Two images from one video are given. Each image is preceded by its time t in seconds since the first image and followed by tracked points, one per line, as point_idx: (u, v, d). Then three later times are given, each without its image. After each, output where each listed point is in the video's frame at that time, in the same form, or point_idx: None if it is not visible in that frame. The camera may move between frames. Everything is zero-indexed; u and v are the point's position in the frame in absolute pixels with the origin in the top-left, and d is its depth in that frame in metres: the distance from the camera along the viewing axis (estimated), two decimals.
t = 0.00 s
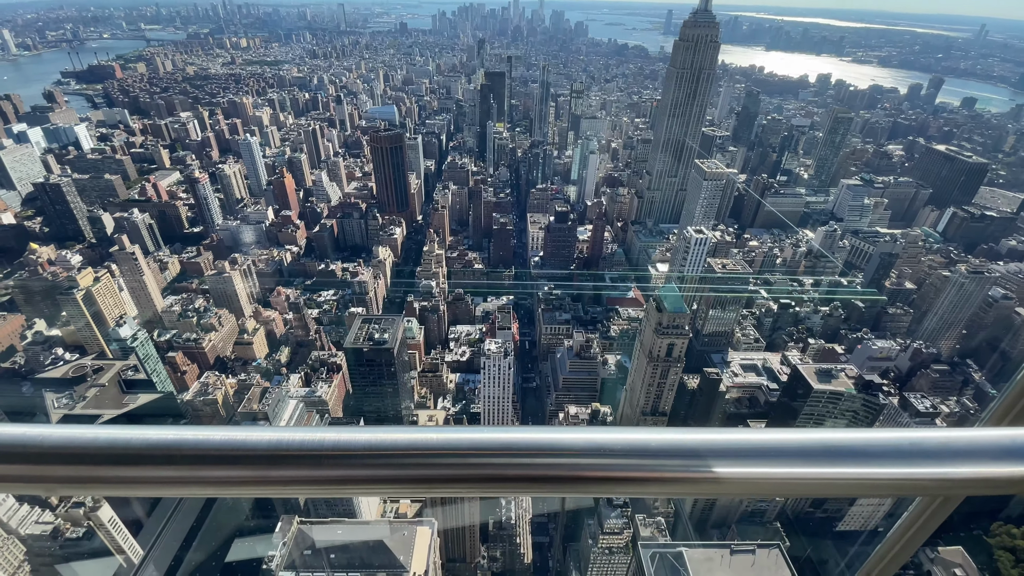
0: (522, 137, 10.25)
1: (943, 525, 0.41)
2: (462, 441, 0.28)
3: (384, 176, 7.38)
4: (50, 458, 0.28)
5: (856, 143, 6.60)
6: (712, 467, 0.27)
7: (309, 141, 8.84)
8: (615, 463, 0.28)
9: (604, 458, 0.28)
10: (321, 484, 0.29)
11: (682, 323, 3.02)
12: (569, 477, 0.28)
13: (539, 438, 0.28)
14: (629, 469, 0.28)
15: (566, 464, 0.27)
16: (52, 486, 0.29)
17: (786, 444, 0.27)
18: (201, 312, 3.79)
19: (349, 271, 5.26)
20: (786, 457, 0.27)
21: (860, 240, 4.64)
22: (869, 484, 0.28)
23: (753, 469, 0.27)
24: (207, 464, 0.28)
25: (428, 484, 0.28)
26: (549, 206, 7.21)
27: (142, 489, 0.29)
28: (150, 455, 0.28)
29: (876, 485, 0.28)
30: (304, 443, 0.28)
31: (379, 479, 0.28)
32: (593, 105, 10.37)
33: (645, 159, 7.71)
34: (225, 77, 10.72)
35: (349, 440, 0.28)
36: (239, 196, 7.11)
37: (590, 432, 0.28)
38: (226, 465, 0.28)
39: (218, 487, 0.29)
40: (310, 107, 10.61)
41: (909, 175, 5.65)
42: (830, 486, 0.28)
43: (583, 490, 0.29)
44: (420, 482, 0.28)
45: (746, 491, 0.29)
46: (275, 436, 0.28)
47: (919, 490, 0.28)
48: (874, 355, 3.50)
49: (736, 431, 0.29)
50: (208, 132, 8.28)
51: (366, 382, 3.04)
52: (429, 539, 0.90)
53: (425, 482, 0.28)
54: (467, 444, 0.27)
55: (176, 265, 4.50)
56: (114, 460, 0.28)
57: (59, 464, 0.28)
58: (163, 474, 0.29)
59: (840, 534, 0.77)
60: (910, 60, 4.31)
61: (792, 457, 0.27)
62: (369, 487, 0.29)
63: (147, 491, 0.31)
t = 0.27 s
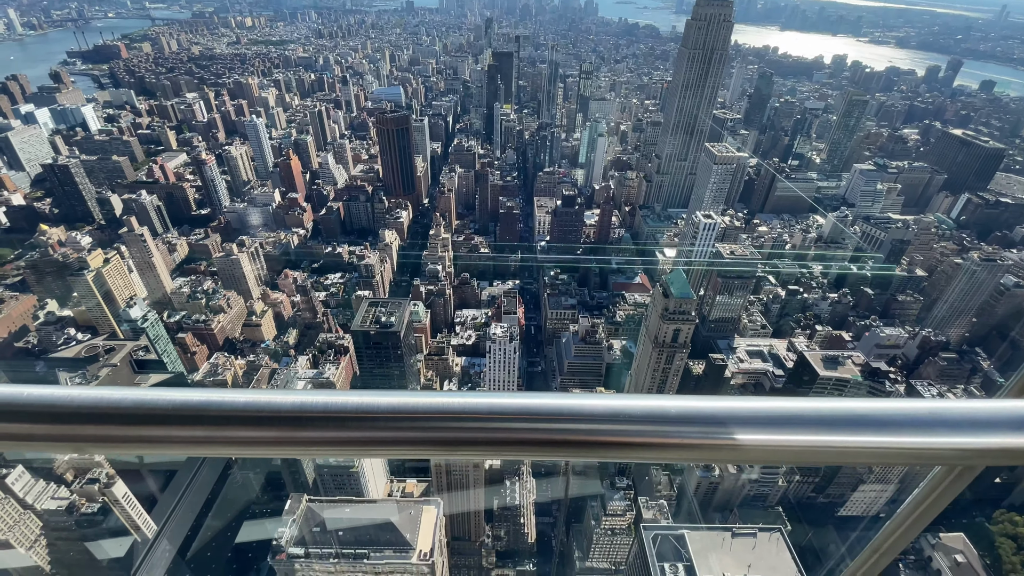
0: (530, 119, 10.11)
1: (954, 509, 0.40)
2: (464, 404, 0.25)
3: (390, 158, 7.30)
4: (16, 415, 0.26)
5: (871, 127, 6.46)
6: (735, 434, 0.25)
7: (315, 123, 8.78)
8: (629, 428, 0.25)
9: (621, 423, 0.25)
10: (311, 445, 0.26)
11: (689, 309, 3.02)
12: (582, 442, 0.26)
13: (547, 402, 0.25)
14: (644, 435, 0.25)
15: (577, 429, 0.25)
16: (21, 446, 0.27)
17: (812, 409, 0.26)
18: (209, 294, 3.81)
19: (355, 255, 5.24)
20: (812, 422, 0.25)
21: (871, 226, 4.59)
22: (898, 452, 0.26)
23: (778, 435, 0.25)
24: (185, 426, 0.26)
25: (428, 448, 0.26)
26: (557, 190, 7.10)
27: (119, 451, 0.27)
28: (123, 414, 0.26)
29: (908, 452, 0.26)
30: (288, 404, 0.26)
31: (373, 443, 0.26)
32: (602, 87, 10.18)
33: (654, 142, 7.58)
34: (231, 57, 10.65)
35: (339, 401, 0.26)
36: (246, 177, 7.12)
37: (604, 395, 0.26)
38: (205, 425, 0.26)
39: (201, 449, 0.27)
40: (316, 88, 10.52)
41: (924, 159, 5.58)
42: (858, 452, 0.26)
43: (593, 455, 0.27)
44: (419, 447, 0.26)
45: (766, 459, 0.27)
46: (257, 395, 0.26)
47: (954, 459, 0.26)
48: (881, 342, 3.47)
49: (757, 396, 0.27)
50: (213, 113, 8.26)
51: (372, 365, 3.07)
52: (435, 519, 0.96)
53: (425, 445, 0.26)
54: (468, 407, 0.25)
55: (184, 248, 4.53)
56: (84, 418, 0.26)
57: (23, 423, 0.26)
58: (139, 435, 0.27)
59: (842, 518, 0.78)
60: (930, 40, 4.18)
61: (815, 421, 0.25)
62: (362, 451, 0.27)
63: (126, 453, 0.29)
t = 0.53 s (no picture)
0: (539, 102, 9.99)
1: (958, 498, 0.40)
2: (480, 368, 0.26)
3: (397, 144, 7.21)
4: (38, 374, 0.27)
5: (888, 112, 6.30)
6: (755, 402, 0.25)
7: (323, 104, 8.74)
8: (644, 394, 0.26)
9: (637, 389, 0.25)
10: (329, 407, 0.27)
11: (695, 296, 3.04)
12: (602, 406, 0.26)
13: (566, 366, 0.26)
14: (660, 400, 0.26)
15: (593, 395, 0.26)
16: (46, 403, 0.28)
17: (837, 379, 0.26)
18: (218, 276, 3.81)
19: (363, 238, 5.25)
20: (836, 390, 0.25)
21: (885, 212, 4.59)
22: (912, 423, 0.26)
23: (797, 404, 0.26)
24: (204, 387, 0.26)
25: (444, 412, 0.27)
26: (566, 173, 7.01)
27: (139, 410, 0.28)
28: (142, 374, 0.26)
29: (925, 424, 0.26)
30: (307, 365, 0.26)
31: (390, 405, 0.27)
32: (612, 68, 10.00)
33: (665, 126, 7.46)
34: (238, 36, 10.59)
35: (355, 364, 0.26)
36: (254, 159, 7.13)
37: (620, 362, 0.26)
38: (225, 386, 0.26)
39: (221, 409, 0.28)
40: (323, 69, 10.44)
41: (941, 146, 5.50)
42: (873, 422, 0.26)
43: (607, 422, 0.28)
44: (435, 409, 0.27)
45: (781, 428, 0.27)
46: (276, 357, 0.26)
47: (971, 431, 0.27)
48: (891, 331, 3.33)
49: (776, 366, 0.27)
50: (221, 94, 8.25)
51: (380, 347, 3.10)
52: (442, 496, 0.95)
53: (444, 408, 0.27)
54: (486, 371, 0.26)
55: (194, 229, 4.56)
56: (105, 378, 0.27)
57: (46, 381, 0.27)
58: (159, 394, 0.27)
59: (844, 506, 0.78)
60: (952, 22, 4.05)
61: (845, 389, 0.25)
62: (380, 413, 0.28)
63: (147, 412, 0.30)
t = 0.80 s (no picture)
0: (549, 84, 9.84)
1: (962, 488, 0.41)
2: (516, 330, 0.27)
3: (405, 121, 7.20)
4: (87, 330, 0.28)
5: (906, 98, 6.14)
6: (783, 367, 0.26)
7: (331, 86, 8.70)
8: (673, 357, 0.27)
9: (665, 349, 0.27)
10: (366, 367, 0.29)
11: (703, 284, 3.01)
12: (634, 368, 0.27)
13: (601, 330, 0.27)
14: (687, 363, 0.27)
15: (623, 357, 0.27)
16: (99, 358, 0.29)
17: (861, 346, 0.27)
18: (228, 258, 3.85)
19: (371, 221, 5.25)
20: (860, 355, 0.27)
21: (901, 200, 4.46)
22: (931, 390, 0.28)
23: (823, 369, 0.27)
24: (249, 343, 0.28)
25: (479, 372, 0.28)
26: (575, 158, 6.92)
27: (183, 367, 0.30)
28: (187, 331, 0.28)
29: (941, 393, 0.27)
30: (350, 324, 0.28)
31: (427, 365, 0.28)
32: (624, 51, 9.82)
33: (677, 110, 7.33)
34: (246, 16, 10.52)
35: (396, 324, 0.28)
36: (262, 141, 7.14)
37: (647, 327, 0.27)
38: (268, 343, 0.28)
39: (262, 367, 0.29)
40: (331, 50, 10.35)
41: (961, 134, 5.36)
42: (890, 391, 0.28)
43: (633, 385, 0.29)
44: (470, 370, 0.28)
45: (805, 395, 0.28)
46: (320, 316, 0.28)
47: (984, 399, 0.28)
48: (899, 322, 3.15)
49: (797, 333, 0.28)
50: (230, 75, 8.24)
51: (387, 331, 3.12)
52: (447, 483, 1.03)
53: (484, 368, 0.28)
54: (521, 333, 0.27)
55: (203, 211, 4.60)
56: (150, 335, 0.28)
57: (95, 337, 0.28)
58: (204, 352, 0.29)
59: (847, 496, 0.77)
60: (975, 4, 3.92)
61: (881, 354, 0.26)
62: (416, 372, 0.29)
63: (187, 371, 0.31)
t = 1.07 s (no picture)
0: (561, 68, 9.70)
1: (968, 481, 0.41)
2: (532, 298, 0.27)
3: (415, 102, 7.29)
4: (94, 292, 0.28)
5: (927, 86, 5.98)
6: (804, 338, 0.26)
7: (341, 68, 8.65)
8: (694, 328, 0.27)
9: (683, 319, 0.26)
10: (381, 332, 0.29)
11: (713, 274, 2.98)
12: (654, 339, 0.27)
13: (619, 300, 0.27)
14: (704, 334, 0.27)
15: (639, 327, 0.27)
16: (114, 322, 0.29)
17: (887, 319, 0.27)
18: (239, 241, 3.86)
19: (380, 206, 5.25)
20: (886, 327, 0.26)
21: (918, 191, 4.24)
22: (952, 367, 0.27)
23: (847, 341, 0.26)
24: (264, 306, 0.28)
25: (496, 338, 0.28)
26: (586, 143, 6.83)
27: (194, 329, 0.30)
28: (199, 292, 0.28)
29: (966, 368, 0.27)
30: (367, 290, 0.28)
31: (442, 331, 0.28)
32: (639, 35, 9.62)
33: (691, 96, 7.19)
34: None
35: (410, 290, 0.27)
36: (272, 124, 7.14)
37: (666, 297, 0.27)
38: (284, 307, 0.28)
39: (275, 330, 0.30)
40: (342, 32, 10.26)
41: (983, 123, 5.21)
42: (916, 366, 0.27)
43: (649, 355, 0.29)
44: (483, 337, 0.28)
45: (829, 369, 0.28)
46: (334, 281, 0.28)
47: (1009, 378, 0.27)
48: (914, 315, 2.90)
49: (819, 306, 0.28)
50: (240, 57, 8.23)
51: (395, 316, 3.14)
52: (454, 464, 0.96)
53: (501, 337, 0.28)
54: (538, 302, 0.27)
55: (214, 194, 4.63)
56: (159, 297, 0.28)
57: (103, 300, 0.28)
58: (215, 313, 0.29)
59: (851, 487, 0.77)
60: None
61: (906, 328, 0.26)
62: (431, 340, 0.29)
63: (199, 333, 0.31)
